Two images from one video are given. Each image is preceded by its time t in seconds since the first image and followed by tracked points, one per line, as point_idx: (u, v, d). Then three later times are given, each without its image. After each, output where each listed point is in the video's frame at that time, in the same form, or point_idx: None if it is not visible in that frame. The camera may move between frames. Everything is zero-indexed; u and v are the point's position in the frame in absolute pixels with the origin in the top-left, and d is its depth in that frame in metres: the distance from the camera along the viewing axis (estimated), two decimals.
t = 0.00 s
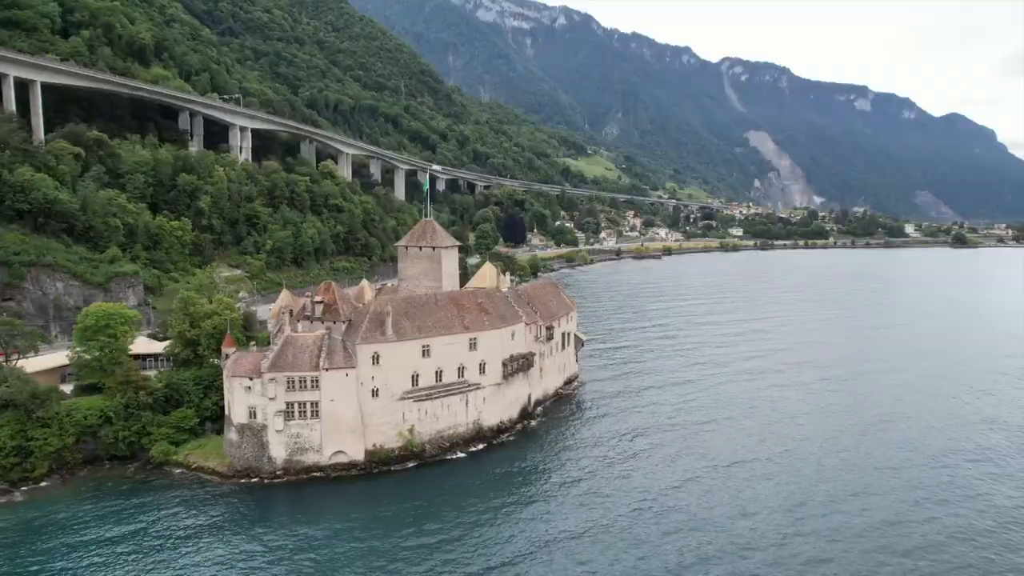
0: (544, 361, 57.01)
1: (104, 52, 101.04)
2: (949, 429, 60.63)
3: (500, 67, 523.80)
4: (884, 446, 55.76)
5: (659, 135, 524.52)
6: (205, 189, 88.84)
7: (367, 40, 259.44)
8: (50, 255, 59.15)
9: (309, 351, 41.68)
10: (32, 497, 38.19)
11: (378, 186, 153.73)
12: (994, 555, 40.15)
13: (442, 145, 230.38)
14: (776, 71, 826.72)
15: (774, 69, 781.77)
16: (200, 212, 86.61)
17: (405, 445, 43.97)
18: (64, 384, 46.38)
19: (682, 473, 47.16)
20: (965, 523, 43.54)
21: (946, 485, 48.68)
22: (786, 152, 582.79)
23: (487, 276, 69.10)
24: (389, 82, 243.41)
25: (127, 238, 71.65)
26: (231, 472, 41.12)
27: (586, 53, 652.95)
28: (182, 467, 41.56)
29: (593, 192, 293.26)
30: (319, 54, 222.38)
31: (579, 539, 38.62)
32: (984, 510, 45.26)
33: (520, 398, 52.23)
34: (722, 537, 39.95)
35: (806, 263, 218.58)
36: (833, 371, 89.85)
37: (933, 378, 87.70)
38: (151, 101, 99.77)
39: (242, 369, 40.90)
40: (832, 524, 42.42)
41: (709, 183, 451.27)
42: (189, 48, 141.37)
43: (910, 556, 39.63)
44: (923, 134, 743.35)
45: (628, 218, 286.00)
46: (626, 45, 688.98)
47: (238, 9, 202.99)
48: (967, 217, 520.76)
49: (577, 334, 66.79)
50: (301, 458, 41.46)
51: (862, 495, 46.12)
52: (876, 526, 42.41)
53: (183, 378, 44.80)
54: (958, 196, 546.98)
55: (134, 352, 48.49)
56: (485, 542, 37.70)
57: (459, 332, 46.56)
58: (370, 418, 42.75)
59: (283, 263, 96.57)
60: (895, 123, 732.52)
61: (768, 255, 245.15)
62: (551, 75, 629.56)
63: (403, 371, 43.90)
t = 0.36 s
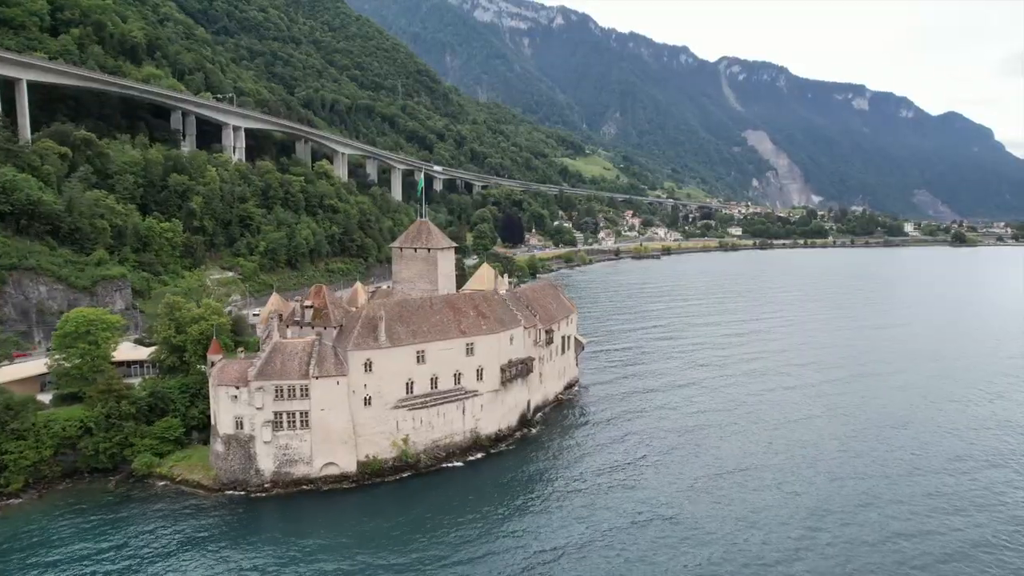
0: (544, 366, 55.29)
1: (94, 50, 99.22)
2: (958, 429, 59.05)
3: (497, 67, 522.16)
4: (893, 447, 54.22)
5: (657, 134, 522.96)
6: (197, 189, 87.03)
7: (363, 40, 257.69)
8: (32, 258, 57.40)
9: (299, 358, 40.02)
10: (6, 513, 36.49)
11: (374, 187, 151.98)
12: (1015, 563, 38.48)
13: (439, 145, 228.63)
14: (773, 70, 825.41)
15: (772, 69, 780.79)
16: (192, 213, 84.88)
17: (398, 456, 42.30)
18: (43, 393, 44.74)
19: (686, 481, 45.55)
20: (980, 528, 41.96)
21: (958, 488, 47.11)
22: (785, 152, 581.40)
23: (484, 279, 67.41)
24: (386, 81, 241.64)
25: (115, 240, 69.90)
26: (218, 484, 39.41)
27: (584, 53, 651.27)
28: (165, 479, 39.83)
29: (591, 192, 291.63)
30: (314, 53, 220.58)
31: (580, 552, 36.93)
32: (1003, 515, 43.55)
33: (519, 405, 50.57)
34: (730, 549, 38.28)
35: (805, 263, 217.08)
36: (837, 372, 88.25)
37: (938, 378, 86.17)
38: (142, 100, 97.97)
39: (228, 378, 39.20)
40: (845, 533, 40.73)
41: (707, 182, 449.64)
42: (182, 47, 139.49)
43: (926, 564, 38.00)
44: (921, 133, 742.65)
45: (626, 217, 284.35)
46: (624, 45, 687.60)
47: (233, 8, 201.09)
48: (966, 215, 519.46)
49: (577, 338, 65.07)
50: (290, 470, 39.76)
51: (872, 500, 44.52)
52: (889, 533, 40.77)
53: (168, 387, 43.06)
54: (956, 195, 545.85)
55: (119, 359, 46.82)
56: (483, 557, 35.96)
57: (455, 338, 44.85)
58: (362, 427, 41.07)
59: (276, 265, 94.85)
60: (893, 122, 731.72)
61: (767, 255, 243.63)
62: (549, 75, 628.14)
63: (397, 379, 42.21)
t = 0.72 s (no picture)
0: (541, 371, 53.70)
1: (81, 50, 97.41)
2: (965, 430, 57.78)
3: (493, 67, 520.41)
4: (899, 449, 52.96)
5: (653, 134, 521.71)
6: (187, 191, 85.28)
7: (357, 40, 255.92)
8: (13, 263, 55.72)
9: (286, 366, 38.43)
10: None
11: (369, 188, 150.30)
12: None
13: (435, 145, 226.96)
14: (769, 69, 825.12)
15: (767, 68, 780.27)
16: (181, 215, 83.22)
17: (391, 466, 40.75)
18: (21, 404, 43.19)
19: (690, 490, 44.00)
20: (993, 536, 40.66)
21: (968, 493, 45.83)
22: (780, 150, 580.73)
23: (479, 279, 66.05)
24: (380, 82, 239.82)
25: (101, 243, 68.19)
26: (202, 499, 37.74)
27: (579, 52, 649.92)
28: (147, 494, 38.13)
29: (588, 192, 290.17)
30: (308, 54, 218.77)
31: (581, 567, 35.41)
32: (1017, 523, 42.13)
33: (516, 412, 49.00)
34: (736, 562, 36.78)
35: (803, 262, 215.64)
36: (838, 372, 86.98)
37: (940, 377, 84.85)
38: (131, 101, 96.16)
39: (213, 388, 37.52)
40: (855, 543, 39.29)
41: (703, 182, 448.45)
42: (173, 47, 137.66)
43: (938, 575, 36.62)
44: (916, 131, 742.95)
45: (623, 217, 282.89)
46: (619, 45, 686.50)
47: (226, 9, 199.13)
48: (962, 213, 518.85)
49: (576, 341, 63.52)
50: (278, 483, 38.11)
51: (882, 508, 43.13)
52: (898, 541, 39.47)
53: (151, 396, 41.38)
54: (952, 193, 545.35)
55: (102, 367, 45.19)
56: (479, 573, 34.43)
57: (450, 343, 43.24)
58: (353, 438, 39.48)
59: (268, 268, 93.22)
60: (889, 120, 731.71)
61: (764, 254, 242.27)
62: (544, 75, 626.64)
63: (389, 386, 40.61)
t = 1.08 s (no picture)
0: (538, 377, 51.83)
1: (65, 48, 95.23)
2: (972, 434, 56.34)
3: (487, 67, 518.43)
4: (905, 455, 51.43)
5: (648, 134, 520.41)
6: (173, 192, 83.20)
7: (350, 39, 253.82)
8: None
9: (269, 375, 36.53)
10: None
11: (361, 188, 148.31)
12: None
13: (429, 145, 225.10)
14: (763, 68, 824.00)
15: (761, 67, 779.74)
16: (167, 216, 81.19)
17: (381, 479, 38.94)
18: None
19: (692, 503, 42.30)
20: (1007, 549, 39.15)
21: (980, 502, 44.30)
22: (775, 150, 580.16)
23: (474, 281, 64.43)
24: (374, 82, 237.68)
25: (83, 246, 66.18)
26: (181, 516, 35.75)
27: (573, 52, 648.63)
28: (123, 511, 36.12)
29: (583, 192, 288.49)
30: (301, 54, 216.60)
31: None
32: None
33: (512, 421, 47.16)
34: None
35: (798, 261, 214.41)
36: (839, 373, 85.48)
37: (943, 378, 83.40)
38: (116, 99, 94.00)
39: (192, 398, 35.56)
40: (864, 559, 37.68)
41: (698, 181, 447.24)
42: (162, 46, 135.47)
43: None
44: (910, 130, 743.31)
45: (619, 217, 281.30)
46: (614, 45, 685.35)
47: (217, 8, 196.66)
48: (955, 212, 518.65)
49: (573, 345, 61.67)
50: (260, 499, 36.16)
51: (889, 520, 41.57)
52: (908, 557, 37.93)
53: (129, 407, 39.39)
54: (945, 192, 545.23)
55: (78, 376, 43.21)
56: None
57: (442, 350, 41.32)
58: (340, 450, 37.61)
59: (258, 270, 91.28)
60: (883, 119, 731.88)
61: (760, 253, 241.03)
62: (538, 75, 624.75)
63: (378, 396, 38.71)
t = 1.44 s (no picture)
0: (533, 384, 49.95)
1: (46, 46, 92.84)
2: (978, 437, 54.94)
3: (479, 67, 516.43)
4: (912, 461, 49.88)
5: (640, 134, 519.39)
6: (157, 193, 80.89)
7: (341, 39, 251.40)
8: None
9: (249, 387, 34.47)
10: None
11: (352, 189, 146.22)
12: None
13: (421, 145, 223.09)
14: (755, 68, 824.18)
15: (753, 67, 780.16)
16: (151, 218, 78.94)
17: (368, 494, 36.99)
18: None
19: (694, 516, 40.51)
20: (1020, 561, 37.67)
21: (988, 512, 42.84)
22: (767, 149, 580.04)
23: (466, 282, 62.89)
24: (365, 81, 235.38)
25: (62, 249, 63.95)
26: (155, 537, 33.67)
27: (565, 52, 647.49)
28: (93, 532, 33.99)
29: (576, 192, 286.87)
30: (291, 53, 214.21)
31: None
32: None
33: (507, 430, 45.23)
34: None
35: (792, 261, 213.52)
36: (838, 374, 83.97)
37: (943, 378, 82.09)
38: (99, 99, 91.70)
39: (166, 411, 33.52)
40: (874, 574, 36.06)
41: (691, 181, 446.28)
42: (148, 44, 132.99)
43: None
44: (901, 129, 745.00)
45: (612, 217, 279.82)
46: (606, 45, 684.18)
47: (206, 7, 194.03)
48: (946, 211, 519.15)
49: (569, 349, 59.83)
50: (240, 517, 34.15)
51: (898, 532, 39.98)
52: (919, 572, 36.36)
53: (101, 421, 37.24)
54: (937, 190, 546.03)
55: (52, 388, 41.18)
56: None
57: (433, 357, 39.40)
58: (325, 465, 35.63)
59: (245, 273, 89.14)
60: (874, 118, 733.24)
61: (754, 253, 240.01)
62: (531, 75, 623.18)
63: (365, 407, 36.76)
